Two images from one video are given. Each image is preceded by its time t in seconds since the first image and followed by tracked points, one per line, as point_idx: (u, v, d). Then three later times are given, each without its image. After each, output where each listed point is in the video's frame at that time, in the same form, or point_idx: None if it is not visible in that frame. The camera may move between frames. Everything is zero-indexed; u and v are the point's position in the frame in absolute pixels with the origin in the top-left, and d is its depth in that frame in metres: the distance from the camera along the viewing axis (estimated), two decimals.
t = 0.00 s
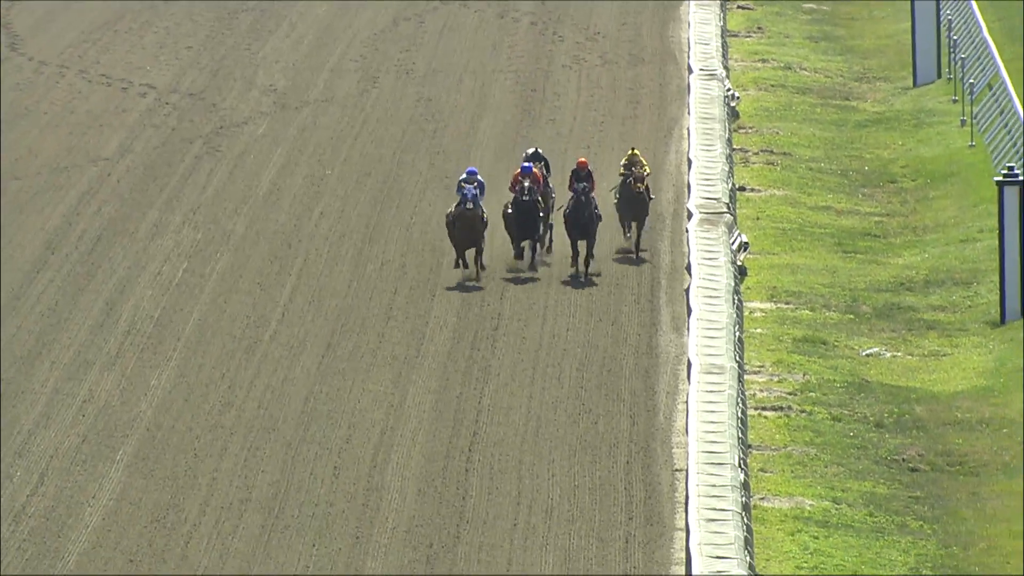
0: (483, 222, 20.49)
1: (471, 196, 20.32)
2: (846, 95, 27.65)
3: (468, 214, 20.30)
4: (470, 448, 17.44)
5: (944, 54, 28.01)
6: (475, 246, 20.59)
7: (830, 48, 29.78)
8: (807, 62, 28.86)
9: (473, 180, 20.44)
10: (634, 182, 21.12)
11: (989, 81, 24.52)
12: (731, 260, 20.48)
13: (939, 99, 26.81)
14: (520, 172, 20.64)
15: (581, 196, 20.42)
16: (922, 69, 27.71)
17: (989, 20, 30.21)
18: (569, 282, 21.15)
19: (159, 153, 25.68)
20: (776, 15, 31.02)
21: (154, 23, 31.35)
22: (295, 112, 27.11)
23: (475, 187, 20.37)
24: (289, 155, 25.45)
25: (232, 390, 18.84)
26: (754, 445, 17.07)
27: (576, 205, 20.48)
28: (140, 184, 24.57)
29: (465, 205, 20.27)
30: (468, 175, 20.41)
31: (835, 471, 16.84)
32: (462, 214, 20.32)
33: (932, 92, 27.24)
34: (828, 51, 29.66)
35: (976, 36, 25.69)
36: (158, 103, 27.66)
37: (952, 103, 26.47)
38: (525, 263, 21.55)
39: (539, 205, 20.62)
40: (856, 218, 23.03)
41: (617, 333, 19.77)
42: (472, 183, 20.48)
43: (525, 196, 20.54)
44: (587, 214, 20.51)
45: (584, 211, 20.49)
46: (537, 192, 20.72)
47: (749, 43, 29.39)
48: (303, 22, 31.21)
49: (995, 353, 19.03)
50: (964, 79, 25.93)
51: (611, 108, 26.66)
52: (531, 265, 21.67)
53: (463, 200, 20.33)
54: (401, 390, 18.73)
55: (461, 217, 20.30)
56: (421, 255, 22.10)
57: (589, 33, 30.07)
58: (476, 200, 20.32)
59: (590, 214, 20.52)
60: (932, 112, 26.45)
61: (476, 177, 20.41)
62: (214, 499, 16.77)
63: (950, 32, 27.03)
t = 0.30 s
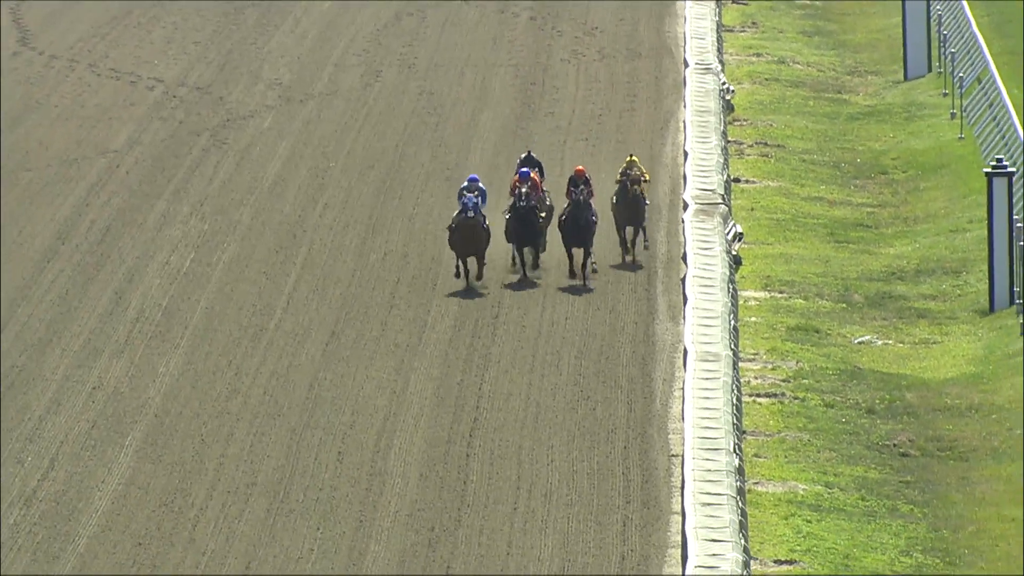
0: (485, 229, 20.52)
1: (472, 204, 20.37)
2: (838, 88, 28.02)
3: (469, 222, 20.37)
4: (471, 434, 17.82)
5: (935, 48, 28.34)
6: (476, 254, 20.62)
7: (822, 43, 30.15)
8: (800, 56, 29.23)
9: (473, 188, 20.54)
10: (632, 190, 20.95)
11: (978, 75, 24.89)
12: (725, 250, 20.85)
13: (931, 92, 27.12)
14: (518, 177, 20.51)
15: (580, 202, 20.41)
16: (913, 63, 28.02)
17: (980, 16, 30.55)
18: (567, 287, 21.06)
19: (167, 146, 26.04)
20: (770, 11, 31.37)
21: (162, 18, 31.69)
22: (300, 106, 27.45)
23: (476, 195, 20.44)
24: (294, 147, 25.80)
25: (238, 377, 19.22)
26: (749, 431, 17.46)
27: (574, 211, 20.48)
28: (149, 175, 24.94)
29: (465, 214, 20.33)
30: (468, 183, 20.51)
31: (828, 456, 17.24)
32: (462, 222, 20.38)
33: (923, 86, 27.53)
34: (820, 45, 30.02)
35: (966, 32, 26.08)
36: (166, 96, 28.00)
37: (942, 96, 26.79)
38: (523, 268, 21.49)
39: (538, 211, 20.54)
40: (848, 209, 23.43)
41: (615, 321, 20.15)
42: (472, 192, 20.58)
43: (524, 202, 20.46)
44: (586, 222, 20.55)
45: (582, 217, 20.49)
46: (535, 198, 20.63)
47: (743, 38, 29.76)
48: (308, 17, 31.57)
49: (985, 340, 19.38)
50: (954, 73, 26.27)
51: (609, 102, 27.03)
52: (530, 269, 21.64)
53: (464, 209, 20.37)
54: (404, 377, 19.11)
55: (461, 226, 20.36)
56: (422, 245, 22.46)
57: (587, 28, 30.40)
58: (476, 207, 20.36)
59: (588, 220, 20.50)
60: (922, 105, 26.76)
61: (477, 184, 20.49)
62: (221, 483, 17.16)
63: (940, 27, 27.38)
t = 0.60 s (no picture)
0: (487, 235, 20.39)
1: (474, 213, 20.19)
2: (832, 81, 28.36)
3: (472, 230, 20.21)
4: (472, 419, 18.20)
5: (927, 41, 28.64)
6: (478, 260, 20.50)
7: (817, 36, 30.48)
8: (795, 49, 29.58)
9: (474, 196, 20.35)
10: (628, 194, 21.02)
11: (969, 67, 25.24)
12: (721, 238, 21.21)
13: (922, 85, 27.39)
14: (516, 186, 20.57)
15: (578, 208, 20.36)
16: (905, 54, 28.31)
17: (973, 11, 30.90)
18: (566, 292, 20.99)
19: (174, 137, 26.39)
20: (766, 6, 31.69)
21: (170, 12, 32.03)
22: (305, 97, 27.79)
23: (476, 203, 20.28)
24: (299, 138, 26.15)
25: (245, 363, 19.60)
26: (744, 415, 17.88)
27: (573, 216, 20.45)
28: (157, 166, 25.29)
29: (467, 222, 20.16)
30: (469, 191, 20.32)
31: (822, 440, 17.65)
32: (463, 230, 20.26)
33: (915, 78, 27.81)
34: (815, 38, 30.35)
35: (957, 25, 26.45)
36: (173, 88, 28.35)
37: (934, 88, 27.05)
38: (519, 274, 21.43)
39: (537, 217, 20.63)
40: (842, 198, 23.78)
41: (613, 308, 20.52)
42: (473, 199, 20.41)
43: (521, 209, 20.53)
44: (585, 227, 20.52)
45: (581, 220, 20.45)
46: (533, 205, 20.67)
47: (739, 32, 30.14)
48: (313, 11, 31.90)
49: (975, 327, 19.78)
50: (945, 65, 26.61)
51: (608, 94, 27.37)
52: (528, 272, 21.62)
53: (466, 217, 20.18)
54: (407, 363, 19.48)
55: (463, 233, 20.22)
56: (425, 235, 22.81)
57: (587, 21, 30.73)
58: (477, 216, 20.19)
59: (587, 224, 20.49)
60: (915, 96, 27.07)
61: (477, 192, 20.31)
62: (228, 467, 17.53)
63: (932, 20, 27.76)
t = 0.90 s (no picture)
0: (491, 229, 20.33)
1: (478, 206, 20.13)
2: (829, 61, 28.61)
3: (476, 222, 20.16)
4: (475, 393, 18.51)
5: (921, 22, 28.88)
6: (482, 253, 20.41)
7: (814, 17, 30.71)
8: (792, 30, 29.82)
9: (477, 190, 20.16)
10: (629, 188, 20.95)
11: (963, 47, 25.69)
12: (719, 217, 21.59)
13: (917, 64, 27.63)
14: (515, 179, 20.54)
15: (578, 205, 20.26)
16: (900, 36, 28.51)
17: None
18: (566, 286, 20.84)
19: (182, 115, 26.66)
20: None
21: None
22: (311, 77, 28.04)
23: (481, 197, 20.12)
24: (305, 117, 26.41)
25: (251, 338, 19.91)
26: (742, 389, 18.22)
27: (574, 213, 20.32)
28: (165, 144, 25.57)
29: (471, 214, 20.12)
30: (474, 185, 20.11)
31: (818, 414, 17.97)
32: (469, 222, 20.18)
33: (910, 58, 28.05)
34: (812, 19, 30.59)
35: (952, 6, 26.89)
36: (181, 68, 28.60)
37: (928, 67, 27.31)
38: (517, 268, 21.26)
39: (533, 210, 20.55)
40: (838, 176, 24.07)
41: (614, 285, 20.81)
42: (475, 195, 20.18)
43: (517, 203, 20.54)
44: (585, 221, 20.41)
45: (581, 218, 20.32)
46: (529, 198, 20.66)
47: (737, 12, 30.43)
48: None
49: (969, 303, 20.09)
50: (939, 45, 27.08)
51: (608, 73, 27.62)
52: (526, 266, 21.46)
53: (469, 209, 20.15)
54: (410, 338, 19.79)
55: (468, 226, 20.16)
56: (428, 212, 23.10)
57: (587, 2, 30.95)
58: (481, 209, 20.15)
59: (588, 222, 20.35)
60: (910, 75, 27.29)
61: (483, 187, 20.13)
62: (235, 441, 17.86)
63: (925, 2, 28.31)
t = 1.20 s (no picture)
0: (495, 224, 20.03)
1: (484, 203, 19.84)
2: (827, 46, 28.90)
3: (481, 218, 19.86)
4: (480, 372, 18.85)
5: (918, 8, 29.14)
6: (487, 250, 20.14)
7: (813, 3, 30.96)
8: (792, 16, 30.09)
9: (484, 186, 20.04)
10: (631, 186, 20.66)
11: (959, 32, 25.90)
12: (720, 198, 21.85)
13: (914, 50, 27.95)
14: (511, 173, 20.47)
15: (579, 200, 19.98)
16: (897, 23, 28.74)
17: None
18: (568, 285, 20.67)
19: (192, 100, 26.96)
20: None
21: None
22: (318, 62, 28.33)
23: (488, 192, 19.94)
24: (312, 101, 26.70)
25: (260, 318, 20.25)
26: (742, 369, 18.53)
27: (575, 209, 20.05)
28: (175, 128, 25.88)
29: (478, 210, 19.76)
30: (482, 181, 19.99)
31: (816, 393, 18.29)
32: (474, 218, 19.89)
33: (907, 43, 28.35)
34: (812, 5, 30.85)
35: None
36: (191, 53, 28.88)
37: (925, 53, 27.65)
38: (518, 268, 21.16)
39: (530, 207, 20.25)
40: (837, 159, 24.38)
41: (617, 266, 21.14)
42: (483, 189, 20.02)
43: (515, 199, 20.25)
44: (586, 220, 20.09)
45: (582, 213, 20.05)
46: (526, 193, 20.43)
47: None
48: None
49: (964, 284, 20.47)
50: (935, 31, 27.27)
51: (610, 58, 27.91)
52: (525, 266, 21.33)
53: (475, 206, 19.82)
54: (416, 318, 20.13)
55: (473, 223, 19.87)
56: (434, 195, 23.41)
57: None
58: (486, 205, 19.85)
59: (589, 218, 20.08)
60: (907, 61, 27.63)
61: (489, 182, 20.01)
62: (244, 419, 18.21)
63: None
